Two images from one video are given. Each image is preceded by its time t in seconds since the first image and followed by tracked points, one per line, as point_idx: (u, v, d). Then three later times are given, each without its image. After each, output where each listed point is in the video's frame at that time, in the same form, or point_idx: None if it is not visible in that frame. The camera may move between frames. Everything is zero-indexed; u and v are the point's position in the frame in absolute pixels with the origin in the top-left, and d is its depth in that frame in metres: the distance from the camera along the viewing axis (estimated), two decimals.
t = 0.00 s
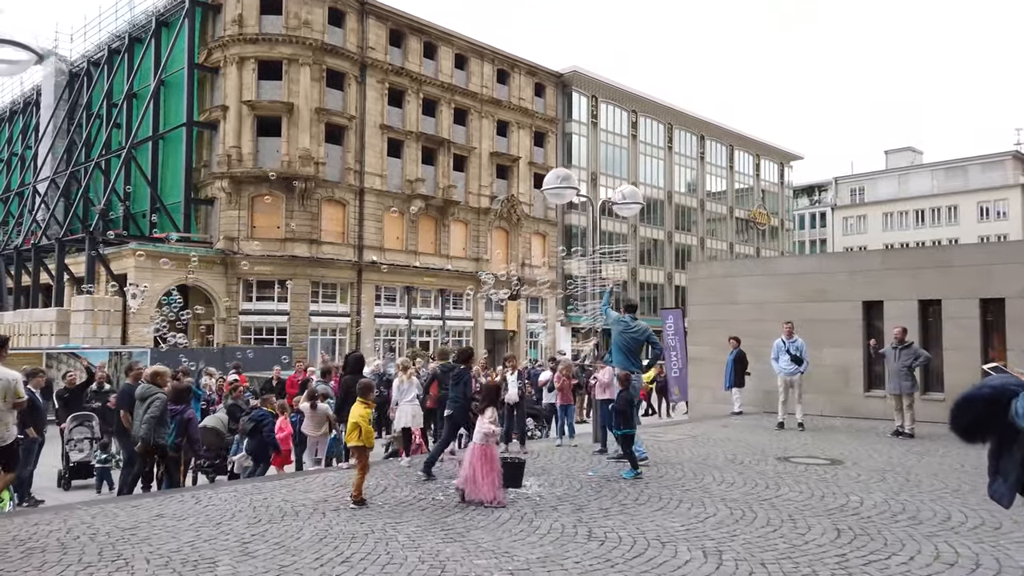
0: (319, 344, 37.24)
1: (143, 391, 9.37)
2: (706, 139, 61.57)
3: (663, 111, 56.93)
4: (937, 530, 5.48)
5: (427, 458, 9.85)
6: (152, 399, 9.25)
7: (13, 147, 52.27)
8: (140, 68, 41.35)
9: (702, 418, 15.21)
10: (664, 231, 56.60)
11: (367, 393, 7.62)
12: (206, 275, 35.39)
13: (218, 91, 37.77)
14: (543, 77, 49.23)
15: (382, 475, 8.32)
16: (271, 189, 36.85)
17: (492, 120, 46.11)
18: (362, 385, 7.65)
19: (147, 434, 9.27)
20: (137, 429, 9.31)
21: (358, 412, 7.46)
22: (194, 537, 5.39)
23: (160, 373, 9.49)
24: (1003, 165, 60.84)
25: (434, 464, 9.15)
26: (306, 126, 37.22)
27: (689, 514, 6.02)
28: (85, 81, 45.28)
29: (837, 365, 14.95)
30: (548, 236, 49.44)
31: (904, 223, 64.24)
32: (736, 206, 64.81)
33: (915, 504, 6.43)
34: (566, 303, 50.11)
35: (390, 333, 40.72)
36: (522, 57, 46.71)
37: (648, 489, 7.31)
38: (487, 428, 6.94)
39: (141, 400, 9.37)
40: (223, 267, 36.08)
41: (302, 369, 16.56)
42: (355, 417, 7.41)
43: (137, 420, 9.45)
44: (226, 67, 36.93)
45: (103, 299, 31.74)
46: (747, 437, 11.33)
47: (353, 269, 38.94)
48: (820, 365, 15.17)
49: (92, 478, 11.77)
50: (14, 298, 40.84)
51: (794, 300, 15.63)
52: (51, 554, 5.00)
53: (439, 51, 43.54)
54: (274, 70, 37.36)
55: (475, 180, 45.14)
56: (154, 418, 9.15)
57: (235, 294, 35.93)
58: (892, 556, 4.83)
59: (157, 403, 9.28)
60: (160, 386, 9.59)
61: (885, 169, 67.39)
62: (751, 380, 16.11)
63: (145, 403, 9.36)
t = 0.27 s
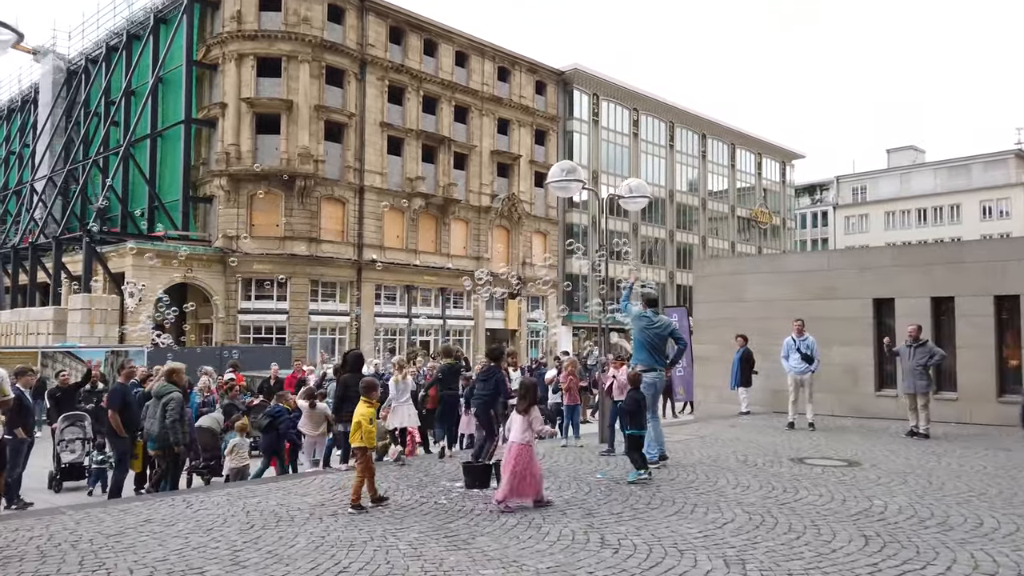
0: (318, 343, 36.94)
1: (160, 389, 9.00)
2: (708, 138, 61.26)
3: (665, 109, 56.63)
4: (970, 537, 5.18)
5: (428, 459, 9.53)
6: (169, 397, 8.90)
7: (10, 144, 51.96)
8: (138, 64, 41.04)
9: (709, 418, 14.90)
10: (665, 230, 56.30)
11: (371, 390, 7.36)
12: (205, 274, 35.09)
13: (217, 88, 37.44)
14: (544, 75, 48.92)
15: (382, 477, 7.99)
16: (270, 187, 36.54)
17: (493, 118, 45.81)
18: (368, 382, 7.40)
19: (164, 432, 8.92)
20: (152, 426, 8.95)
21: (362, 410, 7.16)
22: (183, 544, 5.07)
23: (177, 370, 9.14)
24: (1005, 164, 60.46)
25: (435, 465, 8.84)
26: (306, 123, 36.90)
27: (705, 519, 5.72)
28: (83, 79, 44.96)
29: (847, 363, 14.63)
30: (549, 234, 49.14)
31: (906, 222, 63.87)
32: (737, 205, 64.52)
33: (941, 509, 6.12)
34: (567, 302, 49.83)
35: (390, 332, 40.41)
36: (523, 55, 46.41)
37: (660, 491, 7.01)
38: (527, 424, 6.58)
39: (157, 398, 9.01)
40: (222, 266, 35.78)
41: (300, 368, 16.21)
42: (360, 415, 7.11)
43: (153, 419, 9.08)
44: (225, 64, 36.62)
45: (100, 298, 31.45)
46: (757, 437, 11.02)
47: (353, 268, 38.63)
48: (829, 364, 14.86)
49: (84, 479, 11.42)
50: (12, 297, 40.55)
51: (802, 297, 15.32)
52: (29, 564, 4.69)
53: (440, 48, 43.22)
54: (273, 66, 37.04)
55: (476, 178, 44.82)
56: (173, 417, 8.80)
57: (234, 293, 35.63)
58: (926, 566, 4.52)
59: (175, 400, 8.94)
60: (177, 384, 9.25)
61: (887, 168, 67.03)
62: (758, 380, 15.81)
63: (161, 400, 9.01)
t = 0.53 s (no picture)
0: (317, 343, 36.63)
1: (171, 393, 8.79)
2: (710, 137, 60.97)
3: (666, 108, 56.32)
4: (1004, 551, 4.90)
5: (428, 464, 9.24)
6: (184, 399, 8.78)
7: (8, 143, 51.65)
8: (136, 63, 40.75)
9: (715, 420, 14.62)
10: (667, 230, 56.03)
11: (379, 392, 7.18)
12: (202, 273, 34.77)
13: (215, 86, 37.14)
14: (545, 74, 48.62)
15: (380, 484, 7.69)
16: (269, 186, 36.24)
17: (493, 117, 45.54)
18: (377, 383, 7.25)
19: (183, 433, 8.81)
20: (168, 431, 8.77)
21: (370, 414, 6.97)
22: (168, 559, 4.78)
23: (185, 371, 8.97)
24: (1008, 163, 60.17)
25: (436, 471, 8.55)
26: (305, 122, 36.60)
27: (722, 530, 5.44)
28: (80, 77, 44.65)
29: (856, 364, 14.35)
30: (550, 234, 48.85)
31: (908, 222, 63.60)
32: (739, 205, 64.23)
33: (969, 519, 5.84)
34: (568, 303, 49.61)
35: (389, 333, 40.11)
36: (523, 53, 46.11)
37: (671, 498, 6.73)
38: (560, 431, 6.49)
39: (169, 401, 8.81)
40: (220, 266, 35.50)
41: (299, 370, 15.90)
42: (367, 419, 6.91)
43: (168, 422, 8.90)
44: (224, 63, 36.33)
45: (97, 298, 31.15)
46: (767, 441, 10.73)
47: (353, 268, 38.33)
48: (837, 365, 14.58)
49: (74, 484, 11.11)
50: (9, 297, 40.26)
51: (809, 297, 15.04)
52: None
53: (440, 46, 42.94)
54: (272, 65, 36.76)
55: (476, 177, 44.53)
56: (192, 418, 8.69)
57: (232, 293, 35.35)
58: None
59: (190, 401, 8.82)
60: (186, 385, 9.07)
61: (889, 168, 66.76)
62: (765, 381, 15.53)
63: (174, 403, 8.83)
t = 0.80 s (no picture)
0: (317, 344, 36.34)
1: (183, 390, 8.59)
2: (711, 137, 60.71)
3: (667, 107, 56.06)
4: None
5: (428, 466, 8.97)
6: (196, 397, 8.55)
7: (6, 143, 51.39)
8: (134, 61, 40.50)
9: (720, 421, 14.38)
10: (668, 229, 55.78)
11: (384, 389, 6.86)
12: (201, 273, 34.52)
13: (214, 85, 36.88)
14: (545, 73, 48.36)
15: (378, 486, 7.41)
16: (268, 185, 35.99)
17: (493, 116, 45.29)
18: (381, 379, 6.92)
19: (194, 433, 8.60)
20: (178, 431, 8.55)
21: (377, 411, 6.60)
22: (154, 568, 4.53)
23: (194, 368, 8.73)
24: (1010, 163, 59.93)
25: (436, 473, 8.29)
26: (304, 121, 36.35)
27: (738, 536, 5.18)
28: (78, 76, 44.41)
29: (863, 364, 14.10)
30: (551, 234, 48.58)
31: (910, 222, 63.37)
32: (740, 205, 63.96)
33: (995, 524, 5.58)
34: (569, 303, 49.36)
35: (389, 333, 39.84)
36: (524, 52, 45.86)
37: (681, 502, 6.46)
38: (588, 431, 6.42)
39: (179, 399, 8.57)
40: (219, 266, 35.26)
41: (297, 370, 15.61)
42: (374, 415, 6.55)
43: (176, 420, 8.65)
44: (222, 61, 36.06)
45: (94, 297, 30.89)
46: (775, 442, 10.48)
47: (352, 267, 38.07)
48: (845, 365, 14.32)
49: (65, 486, 10.82)
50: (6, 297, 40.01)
51: (816, 296, 14.79)
52: None
53: (441, 45, 42.68)
54: (271, 63, 36.51)
55: (476, 176, 44.28)
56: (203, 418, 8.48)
57: (231, 293, 35.11)
58: None
59: (201, 400, 8.60)
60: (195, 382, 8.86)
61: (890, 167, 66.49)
62: (771, 381, 15.28)
63: (184, 402, 8.59)
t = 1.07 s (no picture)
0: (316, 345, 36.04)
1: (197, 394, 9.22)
2: (712, 136, 60.41)
3: (668, 107, 55.76)
4: None
5: (426, 471, 8.71)
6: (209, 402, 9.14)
7: (3, 143, 51.10)
8: (131, 61, 40.23)
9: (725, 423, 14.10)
10: (669, 229, 55.49)
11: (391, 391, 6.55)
12: (199, 274, 34.24)
13: (212, 84, 36.60)
14: (546, 72, 48.08)
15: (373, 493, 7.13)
16: (266, 185, 35.72)
17: (493, 116, 45.03)
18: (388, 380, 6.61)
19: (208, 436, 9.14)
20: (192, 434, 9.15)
21: (385, 415, 6.30)
22: None
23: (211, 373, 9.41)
24: (1012, 163, 59.64)
25: (435, 479, 8.01)
26: (303, 120, 36.09)
27: (753, 548, 4.90)
28: (76, 76, 44.15)
29: (871, 365, 13.85)
30: (551, 234, 48.27)
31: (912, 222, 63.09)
32: (741, 205, 63.65)
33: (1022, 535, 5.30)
34: (570, 304, 49.09)
35: (389, 334, 39.54)
36: (524, 51, 45.59)
37: (687, 513, 6.22)
38: (603, 429, 6.48)
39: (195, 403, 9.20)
40: (217, 266, 34.96)
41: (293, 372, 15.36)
42: (384, 420, 6.26)
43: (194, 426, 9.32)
44: (220, 60, 35.77)
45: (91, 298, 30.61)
46: (784, 446, 10.23)
47: (352, 267, 37.79)
48: (853, 366, 14.04)
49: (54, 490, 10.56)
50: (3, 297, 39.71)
51: (823, 296, 14.52)
52: None
53: (440, 44, 42.42)
54: (270, 62, 36.26)
55: (476, 176, 44.00)
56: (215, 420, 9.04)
57: (229, 293, 34.83)
58: None
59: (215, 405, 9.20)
60: (210, 387, 9.51)
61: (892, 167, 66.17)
62: (778, 383, 15.02)
63: (199, 406, 9.18)
